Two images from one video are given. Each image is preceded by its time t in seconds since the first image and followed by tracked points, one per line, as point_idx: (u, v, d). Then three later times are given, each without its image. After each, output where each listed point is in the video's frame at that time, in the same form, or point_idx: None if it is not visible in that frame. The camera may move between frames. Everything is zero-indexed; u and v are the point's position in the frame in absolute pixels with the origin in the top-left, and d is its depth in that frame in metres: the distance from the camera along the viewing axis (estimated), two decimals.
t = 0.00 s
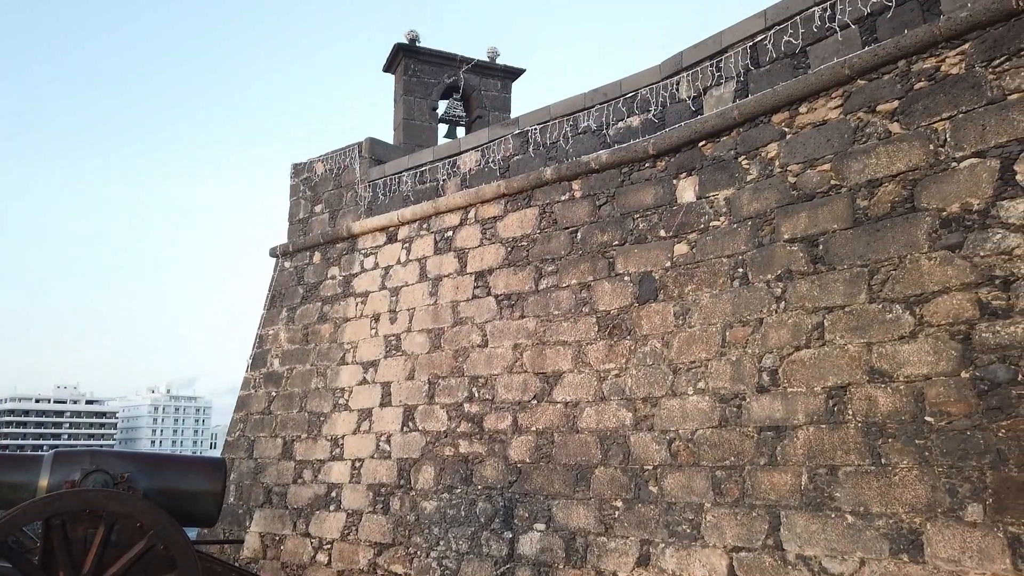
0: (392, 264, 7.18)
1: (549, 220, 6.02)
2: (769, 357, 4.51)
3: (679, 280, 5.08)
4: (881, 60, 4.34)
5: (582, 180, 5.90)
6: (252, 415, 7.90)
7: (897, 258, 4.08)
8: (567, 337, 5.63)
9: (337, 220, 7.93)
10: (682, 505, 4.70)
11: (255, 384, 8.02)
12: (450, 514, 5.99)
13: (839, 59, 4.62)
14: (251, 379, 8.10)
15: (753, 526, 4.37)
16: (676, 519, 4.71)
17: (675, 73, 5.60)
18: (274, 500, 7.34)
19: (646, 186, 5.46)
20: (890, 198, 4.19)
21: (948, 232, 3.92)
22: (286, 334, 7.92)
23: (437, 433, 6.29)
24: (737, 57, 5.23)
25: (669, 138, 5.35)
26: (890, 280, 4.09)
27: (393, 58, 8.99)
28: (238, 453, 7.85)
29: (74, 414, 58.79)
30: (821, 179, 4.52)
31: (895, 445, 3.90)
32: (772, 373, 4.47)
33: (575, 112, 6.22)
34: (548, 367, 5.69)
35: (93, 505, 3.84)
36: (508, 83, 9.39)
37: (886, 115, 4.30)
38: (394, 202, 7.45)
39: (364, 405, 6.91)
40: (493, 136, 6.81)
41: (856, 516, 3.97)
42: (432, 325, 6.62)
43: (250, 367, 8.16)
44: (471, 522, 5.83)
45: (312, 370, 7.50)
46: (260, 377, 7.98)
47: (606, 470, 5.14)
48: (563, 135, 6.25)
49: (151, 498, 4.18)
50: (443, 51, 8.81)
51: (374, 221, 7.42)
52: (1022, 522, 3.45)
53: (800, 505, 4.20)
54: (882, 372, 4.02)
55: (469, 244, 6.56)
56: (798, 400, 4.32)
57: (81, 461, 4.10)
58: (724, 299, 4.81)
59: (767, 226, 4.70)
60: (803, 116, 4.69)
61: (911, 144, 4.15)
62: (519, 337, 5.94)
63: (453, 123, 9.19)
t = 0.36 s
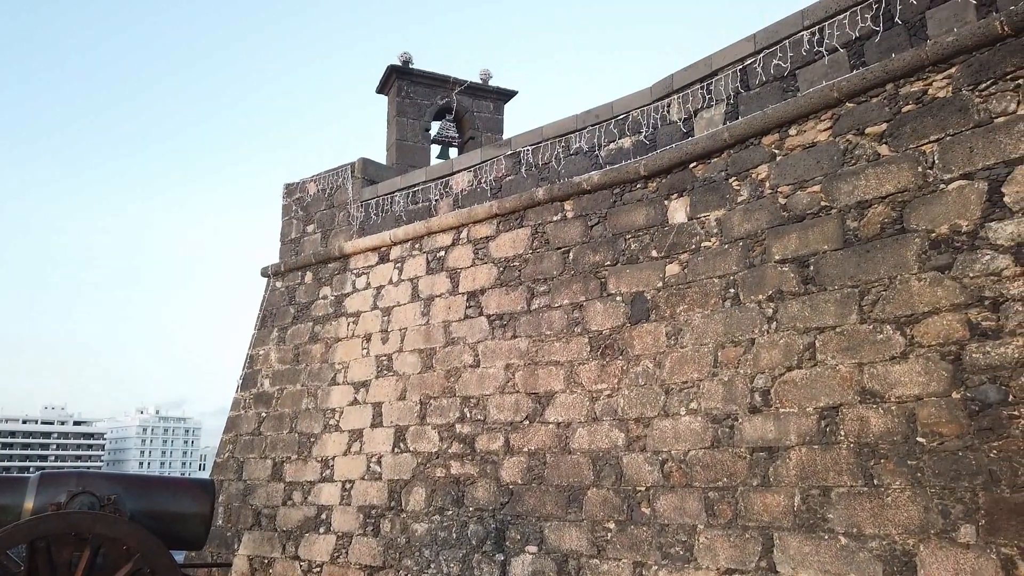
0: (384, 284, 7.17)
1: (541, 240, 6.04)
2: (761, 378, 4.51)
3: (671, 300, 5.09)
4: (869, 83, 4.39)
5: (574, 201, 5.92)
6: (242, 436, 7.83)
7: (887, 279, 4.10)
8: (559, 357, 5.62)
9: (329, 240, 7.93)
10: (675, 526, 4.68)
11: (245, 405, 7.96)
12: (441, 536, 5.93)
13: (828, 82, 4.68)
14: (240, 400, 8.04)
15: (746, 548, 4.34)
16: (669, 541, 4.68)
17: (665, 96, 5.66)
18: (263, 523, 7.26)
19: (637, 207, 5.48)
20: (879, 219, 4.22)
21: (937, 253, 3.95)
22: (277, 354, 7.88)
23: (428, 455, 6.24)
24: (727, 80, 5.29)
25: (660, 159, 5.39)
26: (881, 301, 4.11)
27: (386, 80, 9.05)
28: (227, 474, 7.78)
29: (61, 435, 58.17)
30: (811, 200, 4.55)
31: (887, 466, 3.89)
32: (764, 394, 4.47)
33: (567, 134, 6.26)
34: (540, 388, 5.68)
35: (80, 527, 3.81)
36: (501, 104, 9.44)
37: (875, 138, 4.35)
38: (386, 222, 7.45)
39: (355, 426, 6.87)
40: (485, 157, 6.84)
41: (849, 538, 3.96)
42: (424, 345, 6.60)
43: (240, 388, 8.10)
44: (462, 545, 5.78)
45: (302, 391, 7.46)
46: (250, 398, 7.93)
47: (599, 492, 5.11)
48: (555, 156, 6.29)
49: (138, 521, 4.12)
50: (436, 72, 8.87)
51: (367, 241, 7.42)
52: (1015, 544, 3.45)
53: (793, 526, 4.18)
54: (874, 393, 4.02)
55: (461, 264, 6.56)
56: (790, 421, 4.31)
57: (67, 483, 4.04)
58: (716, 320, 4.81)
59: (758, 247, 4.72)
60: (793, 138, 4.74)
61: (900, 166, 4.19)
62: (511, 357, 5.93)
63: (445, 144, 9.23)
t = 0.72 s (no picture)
0: (377, 295, 7.16)
1: (534, 252, 6.05)
2: (753, 390, 4.52)
3: (663, 312, 5.10)
4: (859, 97, 4.43)
5: (566, 213, 5.94)
6: (232, 449, 7.78)
7: (878, 291, 4.12)
8: (552, 368, 5.62)
9: (322, 252, 7.91)
10: (667, 539, 4.66)
11: (235, 417, 7.91)
12: (432, 549, 5.89)
13: (818, 96, 4.71)
14: (231, 412, 7.99)
15: (738, 561, 4.33)
16: (661, 553, 4.66)
17: (657, 109, 5.69)
18: (253, 536, 7.20)
19: (630, 219, 5.50)
20: (870, 232, 4.24)
21: (927, 266, 3.97)
22: (268, 366, 7.84)
23: (420, 467, 6.21)
24: (718, 94, 5.32)
25: (652, 171, 5.41)
26: (872, 313, 4.12)
27: (379, 92, 9.07)
28: (217, 487, 7.72)
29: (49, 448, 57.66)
30: (802, 213, 4.58)
31: (879, 477, 3.90)
32: (757, 406, 4.47)
33: (560, 146, 6.28)
34: (532, 400, 5.67)
35: (67, 540, 3.77)
36: (493, 117, 9.47)
37: (865, 151, 4.38)
38: (379, 234, 7.45)
39: (347, 438, 6.83)
40: (477, 169, 6.85)
41: (842, 550, 3.95)
42: (416, 356, 6.59)
43: (230, 400, 8.05)
44: (454, 558, 5.74)
45: (294, 403, 7.42)
46: (241, 410, 7.88)
47: (591, 504, 5.10)
48: (548, 168, 6.30)
49: (126, 535, 4.08)
50: (429, 85, 8.90)
51: (359, 252, 7.41)
52: (1007, 556, 3.45)
53: (786, 539, 4.17)
54: (865, 405, 4.03)
55: (453, 276, 6.56)
56: (783, 433, 4.32)
57: (55, 496, 3.99)
58: (708, 332, 4.82)
59: (749, 259, 4.74)
60: (784, 151, 4.77)
61: (890, 179, 4.22)
62: (504, 369, 5.92)
63: (438, 156, 9.25)
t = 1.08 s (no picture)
0: (369, 302, 7.14)
1: (526, 259, 6.05)
2: (745, 397, 4.52)
3: (656, 319, 5.10)
4: (850, 106, 4.46)
5: (559, 220, 5.94)
6: (222, 457, 7.73)
7: (870, 298, 4.13)
8: (544, 376, 5.61)
9: (314, 259, 7.89)
10: (660, 547, 4.65)
11: (226, 425, 7.87)
12: (424, 558, 5.86)
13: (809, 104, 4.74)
14: (221, 419, 7.95)
15: (731, 568, 4.32)
16: (654, 561, 4.65)
17: (650, 117, 5.71)
18: (243, 545, 7.15)
19: (622, 227, 5.51)
20: (861, 239, 4.26)
21: (918, 274, 3.98)
22: (259, 373, 7.81)
23: (411, 475, 6.19)
24: (710, 102, 5.34)
25: (644, 179, 5.43)
26: (863, 320, 4.14)
27: (372, 100, 9.08)
28: (207, 495, 7.67)
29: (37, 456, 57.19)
30: (793, 221, 4.59)
31: (871, 484, 3.90)
32: (749, 413, 4.47)
33: (552, 154, 6.29)
34: (525, 407, 5.66)
35: (55, 549, 3.75)
36: (486, 124, 9.48)
37: (856, 159, 4.40)
38: (371, 241, 7.43)
39: (338, 446, 6.80)
40: (470, 176, 6.86)
41: (834, 558, 3.95)
42: (408, 363, 6.57)
43: (221, 408, 8.01)
44: (446, 566, 5.71)
45: (285, 410, 7.38)
46: (231, 418, 7.84)
47: (584, 512, 5.08)
48: (540, 175, 6.31)
49: (115, 543, 4.05)
50: (422, 93, 8.91)
51: (351, 259, 7.40)
52: (998, 563, 3.46)
53: (778, 546, 4.17)
54: (857, 412, 4.03)
55: (446, 283, 6.55)
56: (775, 440, 4.32)
57: (42, 503, 3.93)
58: (701, 339, 4.83)
59: (741, 266, 4.75)
60: (776, 160, 4.79)
61: (881, 187, 4.24)
62: (496, 377, 5.91)
63: (431, 164, 9.25)
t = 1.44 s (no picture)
0: (360, 307, 7.12)
1: (518, 263, 6.05)
2: (736, 402, 4.53)
3: (647, 324, 5.10)
4: (840, 111, 4.48)
5: (551, 225, 5.95)
6: (212, 462, 7.69)
7: (860, 303, 4.15)
8: (536, 380, 5.61)
9: (305, 263, 7.87)
10: (651, 551, 4.64)
11: (216, 430, 7.82)
12: (415, 563, 5.84)
13: (800, 110, 4.76)
14: (211, 424, 7.91)
15: (722, 573, 4.32)
16: (645, 566, 4.64)
17: (641, 122, 5.72)
18: (232, 551, 7.11)
19: (614, 231, 5.52)
20: (851, 244, 4.27)
21: (907, 278, 4.00)
22: (250, 378, 7.78)
23: (402, 480, 6.17)
24: (701, 107, 5.36)
25: (636, 184, 5.44)
26: (854, 325, 4.15)
27: (364, 104, 9.08)
28: (196, 501, 7.62)
29: (26, 462, 56.77)
30: (784, 226, 4.61)
31: (861, 489, 3.91)
32: (740, 418, 4.48)
33: (544, 158, 6.30)
34: (516, 412, 5.65)
35: (41, 554, 3.73)
36: (478, 129, 9.48)
37: (846, 165, 4.43)
38: (363, 245, 7.42)
39: (329, 451, 6.77)
40: (462, 181, 6.86)
41: (825, 562, 3.95)
42: (400, 368, 6.55)
43: (211, 412, 7.97)
44: (437, 572, 5.69)
45: (275, 415, 7.35)
46: (221, 423, 7.80)
47: (575, 517, 5.08)
48: (533, 180, 6.32)
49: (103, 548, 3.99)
50: (414, 97, 8.92)
51: (342, 264, 7.38)
52: (987, 567, 3.46)
53: (769, 550, 4.17)
54: (847, 416, 4.04)
55: (438, 287, 6.55)
56: (766, 444, 4.32)
57: (30, 508, 3.91)
58: (692, 344, 4.83)
59: (732, 271, 4.77)
60: (766, 165, 4.80)
61: (871, 192, 4.26)
62: (488, 381, 5.90)
63: (423, 168, 9.25)
